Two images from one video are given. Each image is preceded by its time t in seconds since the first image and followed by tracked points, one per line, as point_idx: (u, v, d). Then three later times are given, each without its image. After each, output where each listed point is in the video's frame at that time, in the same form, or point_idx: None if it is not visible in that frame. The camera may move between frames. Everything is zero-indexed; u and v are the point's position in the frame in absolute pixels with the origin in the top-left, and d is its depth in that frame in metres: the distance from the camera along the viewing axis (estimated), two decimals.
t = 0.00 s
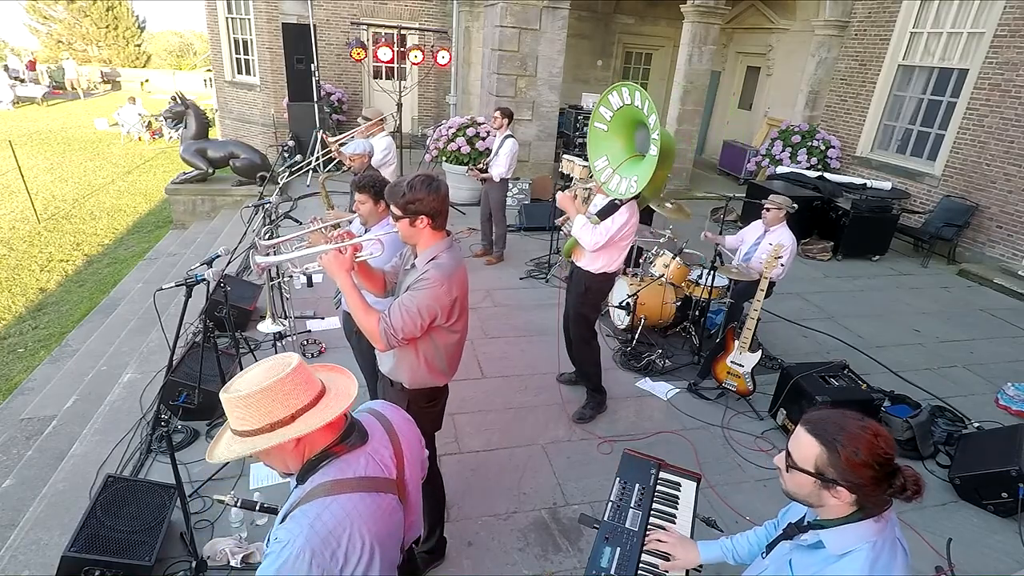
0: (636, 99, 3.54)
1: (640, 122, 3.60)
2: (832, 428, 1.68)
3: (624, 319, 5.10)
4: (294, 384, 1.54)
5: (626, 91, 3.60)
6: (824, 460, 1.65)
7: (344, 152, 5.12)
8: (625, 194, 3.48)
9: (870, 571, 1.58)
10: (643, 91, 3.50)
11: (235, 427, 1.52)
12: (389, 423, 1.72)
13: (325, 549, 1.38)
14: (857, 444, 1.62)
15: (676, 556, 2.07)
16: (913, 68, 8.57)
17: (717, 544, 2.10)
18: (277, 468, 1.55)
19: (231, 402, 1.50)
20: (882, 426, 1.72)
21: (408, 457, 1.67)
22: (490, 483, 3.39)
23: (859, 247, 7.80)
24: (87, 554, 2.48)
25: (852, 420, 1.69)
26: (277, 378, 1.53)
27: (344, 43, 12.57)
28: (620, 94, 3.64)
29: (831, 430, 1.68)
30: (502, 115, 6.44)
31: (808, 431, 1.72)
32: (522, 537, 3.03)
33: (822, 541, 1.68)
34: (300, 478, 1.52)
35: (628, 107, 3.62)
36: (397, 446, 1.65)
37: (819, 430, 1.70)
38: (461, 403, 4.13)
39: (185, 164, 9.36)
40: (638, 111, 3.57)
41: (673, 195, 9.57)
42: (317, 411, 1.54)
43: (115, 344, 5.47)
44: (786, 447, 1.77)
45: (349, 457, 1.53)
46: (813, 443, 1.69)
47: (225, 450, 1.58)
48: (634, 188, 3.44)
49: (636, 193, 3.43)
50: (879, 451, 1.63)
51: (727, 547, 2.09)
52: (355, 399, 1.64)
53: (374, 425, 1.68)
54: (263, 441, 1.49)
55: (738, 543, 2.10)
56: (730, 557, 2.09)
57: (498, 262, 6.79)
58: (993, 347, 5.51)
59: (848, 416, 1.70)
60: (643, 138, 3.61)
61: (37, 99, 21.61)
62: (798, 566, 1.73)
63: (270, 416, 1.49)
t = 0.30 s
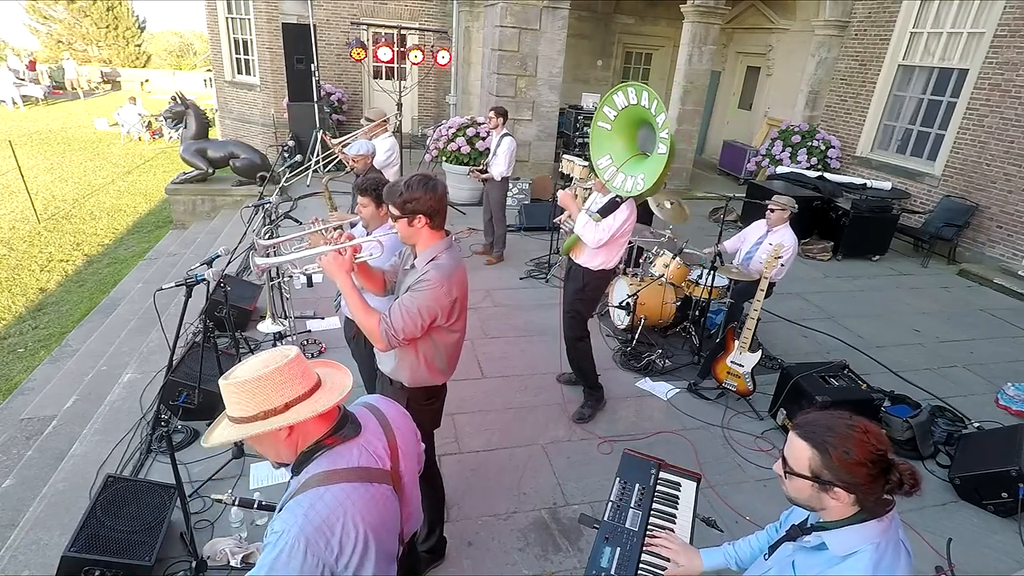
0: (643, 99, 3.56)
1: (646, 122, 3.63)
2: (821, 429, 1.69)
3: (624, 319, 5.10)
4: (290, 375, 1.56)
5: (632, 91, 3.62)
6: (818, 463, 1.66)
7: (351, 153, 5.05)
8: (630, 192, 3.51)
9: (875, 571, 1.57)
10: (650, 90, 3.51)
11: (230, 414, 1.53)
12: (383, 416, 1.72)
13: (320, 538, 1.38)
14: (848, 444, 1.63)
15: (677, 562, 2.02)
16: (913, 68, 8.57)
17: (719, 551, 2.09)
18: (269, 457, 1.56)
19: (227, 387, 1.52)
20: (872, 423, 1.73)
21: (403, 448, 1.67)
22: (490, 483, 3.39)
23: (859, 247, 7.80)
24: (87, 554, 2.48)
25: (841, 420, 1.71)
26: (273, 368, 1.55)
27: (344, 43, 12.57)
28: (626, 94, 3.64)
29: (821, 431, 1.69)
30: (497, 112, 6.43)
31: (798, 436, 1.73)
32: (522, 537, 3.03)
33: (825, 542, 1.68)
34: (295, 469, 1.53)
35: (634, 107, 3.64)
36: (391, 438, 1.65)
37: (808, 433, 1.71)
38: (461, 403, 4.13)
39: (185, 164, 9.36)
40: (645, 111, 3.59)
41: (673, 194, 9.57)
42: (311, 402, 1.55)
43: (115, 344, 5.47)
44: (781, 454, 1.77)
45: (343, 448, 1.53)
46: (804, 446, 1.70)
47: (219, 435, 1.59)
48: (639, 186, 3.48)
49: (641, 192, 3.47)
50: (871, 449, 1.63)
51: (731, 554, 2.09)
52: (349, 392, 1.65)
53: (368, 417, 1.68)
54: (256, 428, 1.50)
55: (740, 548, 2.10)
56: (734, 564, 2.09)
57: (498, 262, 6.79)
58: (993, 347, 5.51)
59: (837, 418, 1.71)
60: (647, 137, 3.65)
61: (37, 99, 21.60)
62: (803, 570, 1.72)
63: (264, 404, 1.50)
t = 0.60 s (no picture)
0: (656, 94, 3.55)
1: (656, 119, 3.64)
2: (840, 427, 1.68)
3: (624, 318, 5.10)
4: (285, 369, 1.55)
5: (642, 87, 3.60)
6: (831, 458, 1.65)
7: (361, 155, 5.08)
8: (643, 186, 3.49)
9: (869, 569, 1.57)
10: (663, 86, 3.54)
11: (225, 405, 1.53)
12: (377, 412, 1.72)
13: (312, 532, 1.39)
14: (864, 445, 1.62)
15: (672, 554, 2.04)
16: (913, 68, 8.56)
17: (715, 542, 2.10)
18: (262, 450, 1.56)
19: (223, 379, 1.52)
20: (889, 429, 1.72)
21: (397, 444, 1.67)
22: (491, 483, 3.39)
23: (859, 247, 7.79)
24: (87, 554, 2.48)
25: (860, 420, 1.70)
26: (269, 363, 1.55)
27: (344, 43, 12.57)
28: (635, 89, 3.61)
29: (841, 429, 1.68)
30: (494, 110, 6.51)
31: (814, 429, 1.72)
32: (522, 537, 3.03)
33: (822, 537, 1.69)
34: (289, 464, 1.54)
35: (643, 102, 3.62)
36: (385, 434, 1.65)
37: (826, 429, 1.69)
38: (461, 403, 4.13)
39: (185, 164, 9.37)
40: (656, 107, 3.59)
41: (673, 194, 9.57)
42: (305, 397, 1.55)
43: (115, 344, 5.47)
44: (791, 444, 1.77)
45: (336, 443, 1.53)
46: (819, 440, 1.69)
47: (213, 427, 1.59)
48: (653, 181, 3.46)
49: (655, 186, 3.45)
50: (886, 452, 1.62)
51: (726, 546, 2.09)
52: (344, 388, 1.65)
53: (361, 413, 1.68)
54: (249, 421, 1.50)
55: (737, 542, 2.10)
56: (729, 556, 2.10)
57: (498, 262, 6.79)
58: (993, 347, 5.51)
59: (857, 418, 1.70)
60: (654, 132, 3.66)
61: (37, 99, 21.59)
62: (799, 564, 1.73)
63: (258, 398, 1.50)
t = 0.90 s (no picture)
0: (666, 95, 3.66)
1: (663, 119, 3.74)
2: (828, 424, 1.69)
3: (624, 318, 5.10)
4: (275, 368, 1.56)
5: (652, 88, 3.69)
6: (821, 457, 1.66)
7: (365, 155, 5.10)
8: (655, 184, 3.62)
9: (877, 570, 1.57)
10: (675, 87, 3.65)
11: (217, 405, 1.53)
12: (371, 411, 1.71)
13: (303, 530, 1.39)
14: (853, 441, 1.63)
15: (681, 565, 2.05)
16: (913, 68, 8.56)
17: (724, 547, 2.10)
18: (255, 448, 1.57)
19: (213, 377, 1.52)
20: (879, 424, 1.73)
21: (391, 443, 1.67)
22: (490, 484, 3.39)
23: (859, 247, 7.80)
24: (86, 554, 2.48)
25: (848, 418, 1.71)
26: (258, 361, 1.55)
27: (344, 43, 12.57)
28: (644, 90, 3.69)
29: (828, 427, 1.69)
30: (488, 110, 6.69)
31: (804, 429, 1.74)
32: (522, 537, 3.03)
33: (827, 540, 1.68)
34: (281, 463, 1.54)
35: (651, 103, 3.72)
36: (378, 432, 1.64)
37: (815, 428, 1.71)
38: (461, 403, 4.13)
39: (185, 164, 9.37)
40: (666, 108, 3.70)
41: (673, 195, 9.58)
42: (295, 395, 1.55)
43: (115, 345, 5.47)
44: (785, 446, 1.78)
45: (327, 441, 1.53)
46: (809, 439, 1.70)
47: (205, 427, 1.59)
48: (665, 179, 3.61)
49: (667, 185, 3.61)
50: (876, 449, 1.63)
51: (736, 551, 2.09)
52: (334, 387, 1.65)
53: (355, 412, 1.68)
54: (239, 419, 1.50)
55: (746, 545, 2.10)
56: (739, 560, 2.09)
57: (498, 262, 6.79)
58: (993, 347, 5.51)
59: (845, 415, 1.72)
60: (661, 133, 3.77)
61: (37, 99, 21.59)
62: (806, 567, 1.72)
63: (248, 396, 1.51)
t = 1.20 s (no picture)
0: (681, 98, 3.62)
1: (676, 121, 3.71)
2: (836, 427, 1.69)
3: (624, 318, 5.10)
4: (270, 367, 1.56)
5: (665, 91, 3.64)
6: (825, 459, 1.66)
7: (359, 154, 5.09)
8: (668, 186, 3.63)
9: (876, 571, 1.57)
10: (689, 89, 3.61)
11: (214, 407, 1.54)
12: (369, 410, 1.71)
13: (301, 529, 1.39)
14: (859, 446, 1.63)
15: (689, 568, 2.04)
16: (913, 68, 8.56)
17: (730, 551, 2.12)
18: (254, 448, 1.57)
19: (209, 380, 1.53)
20: (887, 432, 1.71)
21: (390, 442, 1.67)
22: (490, 484, 3.39)
23: (859, 247, 7.80)
24: (86, 554, 2.48)
25: (858, 423, 1.69)
26: (252, 362, 1.55)
27: (344, 43, 12.57)
28: (657, 93, 3.64)
29: (837, 430, 1.68)
30: (484, 109, 6.78)
31: (812, 430, 1.73)
32: (522, 537, 3.03)
33: (827, 540, 1.68)
34: (279, 463, 1.54)
35: (663, 106, 3.69)
36: (377, 432, 1.64)
37: (823, 430, 1.70)
38: (461, 403, 4.13)
39: (185, 164, 9.37)
40: (679, 111, 3.66)
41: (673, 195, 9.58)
42: (291, 394, 1.55)
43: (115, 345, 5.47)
44: (789, 444, 1.78)
45: (325, 441, 1.53)
46: (814, 440, 1.71)
47: (204, 430, 1.60)
48: (679, 181, 3.62)
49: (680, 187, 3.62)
50: (883, 456, 1.62)
51: (743, 555, 2.11)
52: (331, 385, 1.64)
53: (353, 412, 1.68)
54: (237, 421, 1.51)
55: (751, 549, 2.13)
56: (746, 564, 2.12)
57: (498, 262, 6.78)
58: (993, 347, 5.51)
59: (854, 419, 1.70)
60: (675, 135, 3.74)
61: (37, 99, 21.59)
62: (804, 567, 1.72)
63: (244, 397, 1.51)
